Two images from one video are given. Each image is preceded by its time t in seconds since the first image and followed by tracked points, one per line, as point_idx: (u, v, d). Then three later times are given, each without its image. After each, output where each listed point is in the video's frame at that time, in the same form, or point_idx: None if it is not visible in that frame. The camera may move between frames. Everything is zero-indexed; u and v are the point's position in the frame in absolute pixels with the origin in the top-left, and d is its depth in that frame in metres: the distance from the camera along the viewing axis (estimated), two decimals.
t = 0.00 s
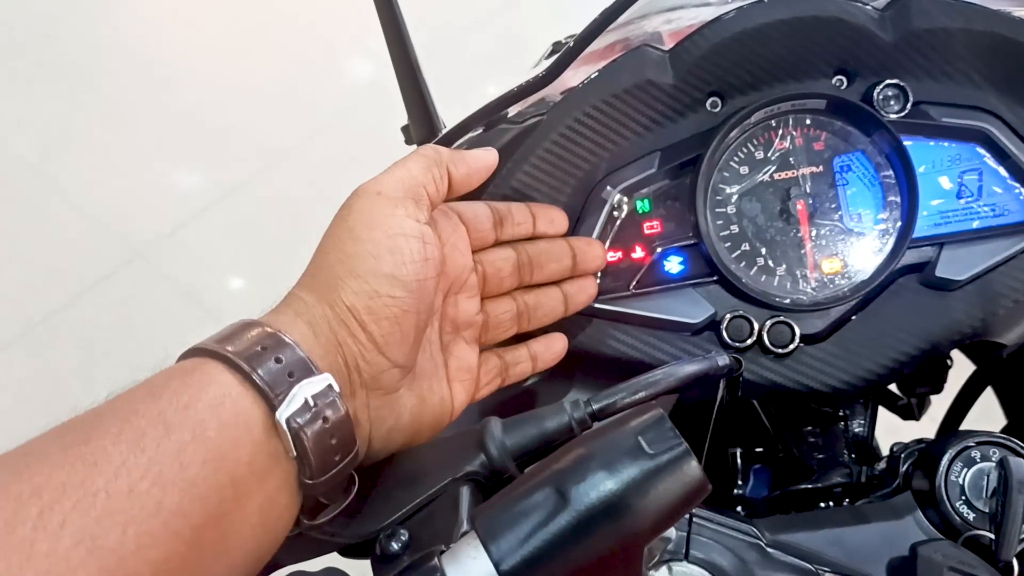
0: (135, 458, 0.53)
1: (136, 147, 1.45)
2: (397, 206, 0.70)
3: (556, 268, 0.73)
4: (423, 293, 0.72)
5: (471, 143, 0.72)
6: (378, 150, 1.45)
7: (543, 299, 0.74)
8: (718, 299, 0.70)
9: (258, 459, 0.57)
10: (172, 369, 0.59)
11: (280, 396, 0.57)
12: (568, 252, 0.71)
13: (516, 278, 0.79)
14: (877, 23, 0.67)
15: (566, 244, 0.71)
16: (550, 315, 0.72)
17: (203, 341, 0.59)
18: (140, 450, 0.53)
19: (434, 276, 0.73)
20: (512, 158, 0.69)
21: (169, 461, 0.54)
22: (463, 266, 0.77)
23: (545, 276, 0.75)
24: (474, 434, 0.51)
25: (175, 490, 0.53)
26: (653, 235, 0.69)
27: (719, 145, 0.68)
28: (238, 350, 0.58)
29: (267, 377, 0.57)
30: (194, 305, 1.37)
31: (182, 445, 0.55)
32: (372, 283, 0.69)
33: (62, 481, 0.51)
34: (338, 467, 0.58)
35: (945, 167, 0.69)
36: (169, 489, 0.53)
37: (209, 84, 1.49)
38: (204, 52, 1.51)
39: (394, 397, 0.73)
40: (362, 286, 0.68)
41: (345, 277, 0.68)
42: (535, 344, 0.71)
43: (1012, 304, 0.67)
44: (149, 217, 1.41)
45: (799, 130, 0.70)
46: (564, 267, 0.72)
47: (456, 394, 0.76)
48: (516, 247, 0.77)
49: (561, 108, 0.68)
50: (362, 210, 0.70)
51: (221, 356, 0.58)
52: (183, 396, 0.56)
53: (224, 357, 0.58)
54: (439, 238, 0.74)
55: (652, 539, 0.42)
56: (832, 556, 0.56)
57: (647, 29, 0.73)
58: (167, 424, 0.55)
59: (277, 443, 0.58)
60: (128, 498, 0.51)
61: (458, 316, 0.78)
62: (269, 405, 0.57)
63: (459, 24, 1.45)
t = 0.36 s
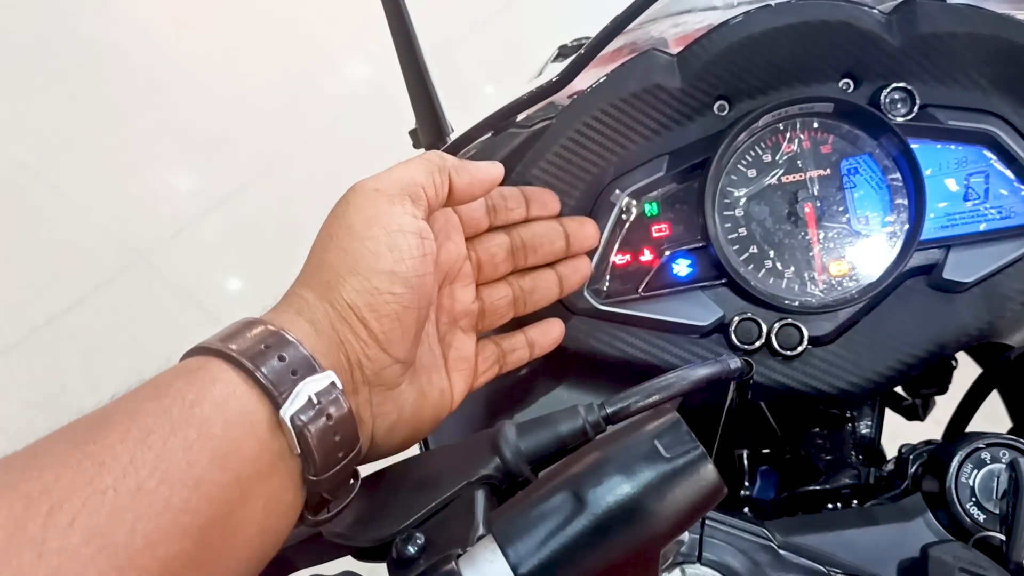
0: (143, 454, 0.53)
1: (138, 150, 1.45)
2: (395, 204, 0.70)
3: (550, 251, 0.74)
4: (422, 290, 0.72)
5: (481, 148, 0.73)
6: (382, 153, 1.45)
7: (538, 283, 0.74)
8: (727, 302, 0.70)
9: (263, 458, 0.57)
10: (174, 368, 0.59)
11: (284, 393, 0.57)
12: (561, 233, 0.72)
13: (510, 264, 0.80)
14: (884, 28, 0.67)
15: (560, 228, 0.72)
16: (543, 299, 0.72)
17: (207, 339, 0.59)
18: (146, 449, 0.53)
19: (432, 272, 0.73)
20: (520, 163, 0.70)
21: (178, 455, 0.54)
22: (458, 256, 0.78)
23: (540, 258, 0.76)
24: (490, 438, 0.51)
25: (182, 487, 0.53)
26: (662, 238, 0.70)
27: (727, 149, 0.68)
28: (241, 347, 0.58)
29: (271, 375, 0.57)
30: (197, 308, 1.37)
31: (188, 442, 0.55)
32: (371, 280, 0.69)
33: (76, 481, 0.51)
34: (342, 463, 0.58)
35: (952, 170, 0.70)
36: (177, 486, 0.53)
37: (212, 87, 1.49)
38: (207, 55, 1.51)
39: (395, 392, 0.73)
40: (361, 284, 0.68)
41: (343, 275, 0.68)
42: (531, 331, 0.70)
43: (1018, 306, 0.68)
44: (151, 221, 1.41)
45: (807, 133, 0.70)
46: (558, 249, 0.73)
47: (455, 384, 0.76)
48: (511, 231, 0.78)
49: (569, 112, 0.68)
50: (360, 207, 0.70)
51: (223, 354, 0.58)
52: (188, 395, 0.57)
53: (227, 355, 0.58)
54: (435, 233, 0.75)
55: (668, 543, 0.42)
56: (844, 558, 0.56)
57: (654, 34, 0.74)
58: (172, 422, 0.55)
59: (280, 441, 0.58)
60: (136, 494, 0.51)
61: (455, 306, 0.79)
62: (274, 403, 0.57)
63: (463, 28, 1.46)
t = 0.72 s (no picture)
0: (128, 465, 0.53)
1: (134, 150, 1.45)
2: (385, 215, 0.69)
3: (540, 266, 0.74)
4: (411, 301, 0.72)
5: (475, 148, 0.72)
6: (378, 152, 1.44)
7: (528, 297, 0.74)
8: (724, 302, 0.70)
9: (250, 467, 0.57)
10: (162, 376, 0.59)
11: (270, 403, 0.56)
12: (553, 249, 0.73)
13: (500, 278, 0.79)
14: (882, 25, 0.67)
15: (551, 243, 0.72)
16: (531, 312, 0.72)
17: (194, 348, 0.59)
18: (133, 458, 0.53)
19: (421, 284, 0.73)
20: (515, 163, 0.69)
21: (160, 470, 0.53)
22: (450, 269, 0.78)
23: (530, 274, 0.76)
24: (485, 441, 0.51)
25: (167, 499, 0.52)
26: (659, 237, 0.69)
27: (724, 148, 0.68)
28: (227, 357, 0.58)
29: (258, 385, 0.57)
30: (194, 308, 1.36)
31: (173, 453, 0.54)
32: (361, 290, 0.68)
33: (66, 487, 0.50)
34: (329, 473, 0.58)
35: (950, 169, 0.69)
36: (162, 497, 0.52)
37: (208, 87, 1.49)
38: (202, 54, 1.51)
39: (384, 403, 0.73)
40: (351, 294, 0.68)
41: (334, 286, 0.68)
42: (522, 349, 0.70)
43: (1017, 304, 0.68)
44: (147, 221, 1.41)
45: (804, 132, 0.70)
46: (549, 264, 0.74)
47: (443, 396, 0.76)
48: (501, 246, 0.78)
49: (566, 111, 0.67)
50: (351, 217, 0.69)
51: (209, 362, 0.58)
52: (175, 405, 0.56)
53: (214, 364, 0.58)
54: (427, 243, 0.75)
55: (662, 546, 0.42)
56: (841, 558, 0.56)
57: (651, 32, 0.74)
58: (158, 431, 0.55)
59: (267, 449, 0.58)
60: (120, 506, 0.51)
61: (445, 318, 0.78)
62: (261, 412, 0.56)
63: (459, 25, 1.45)
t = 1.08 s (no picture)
0: (121, 469, 0.53)
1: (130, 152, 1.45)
2: (382, 218, 0.69)
3: (533, 267, 0.75)
4: (407, 304, 0.72)
5: (465, 148, 0.72)
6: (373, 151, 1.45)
7: (520, 299, 0.73)
8: (714, 300, 0.70)
9: (244, 471, 0.57)
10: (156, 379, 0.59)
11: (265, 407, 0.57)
12: (545, 250, 0.72)
13: (492, 279, 0.80)
14: (870, 24, 0.67)
15: (542, 245, 0.72)
16: (523, 314, 0.72)
17: (188, 351, 0.59)
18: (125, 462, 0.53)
19: (418, 286, 0.73)
20: (506, 163, 0.70)
21: (152, 471, 0.53)
22: (443, 270, 0.78)
23: (523, 274, 0.76)
24: (473, 439, 0.51)
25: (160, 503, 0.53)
26: (649, 236, 0.70)
27: (713, 147, 0.69)
28: (220, 358, 0.58)
29: (253, 387, 0.57)
30: (191, 309, 1.36)
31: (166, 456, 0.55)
32: (359, 293, 0.68)
33: (58, 488, 0.51)
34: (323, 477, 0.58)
35: (939, 166, 0.70)
36: (154, 503, 0.52)
37: (203, 89, 1.49)
38: (197, 55, 1.51)
39: (379, 406, 0.73)
40: (348, 297, 0.68)
41: (332, 288, 0.68)
42: (515, 353, 0.70)
43: (1006, 301, 0.68)
44: (144, 222, 1.41)
45: (793, 131, 0.70)
46: (541, 266, 0.74)
47: (436, 398, 0.77)
48: (494, 246, 0.79)
49: (556, 111, 0.68)
50: (350, 220, 0.69)
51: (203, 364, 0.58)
52: (169, 408, 0.56)
53: (207, 368, 0.58)
54: (422, 245, 0.75)
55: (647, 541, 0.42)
56: (832, 555, 0.56)
57: (641, 31, 0.74)
58: (152, 434, 0.55)
59: (262, 453, 0.58)
60: (112, 510, 0.51)
61: (439, 320, 0.79)
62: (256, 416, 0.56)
63: (453, 23, 1.46)
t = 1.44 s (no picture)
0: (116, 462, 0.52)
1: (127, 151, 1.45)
2: (418, 235, 0.67)
3: (536, 292, 0.72)
4: (431, 322, 0.70)
5: (458, 141, 0.71)
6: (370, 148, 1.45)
7: (518, 321, 0.73)
8: (703, 294, 0.70)
9: (254, 472, 0.55)
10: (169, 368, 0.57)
11: (282, 408, 0.55)
12: (550, 279, 0.70)
13: (496, 296, 0.79)
14: (858, 18, 0.68)
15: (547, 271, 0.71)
16: (518, 337, 0.73)
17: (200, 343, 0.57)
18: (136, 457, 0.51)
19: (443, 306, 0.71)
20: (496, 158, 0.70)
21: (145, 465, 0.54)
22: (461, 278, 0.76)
23: (524, 297, 0.75)
24: (461, 431, 0.51)
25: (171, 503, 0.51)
26: (639, 230, 0.70)
27: (702, 141, 0.69)
28: (239, 352, 0.56)
29: (264, 380, 0.55)
30: (189, 308, 1.37)
31: (178, 454, 0.53)
32: (385, 305, 0.66)
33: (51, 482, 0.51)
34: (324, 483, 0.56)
35: (927, 160, 0.70)
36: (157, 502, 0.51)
37: (199, 87, 1.49)
38: (193, 54, 1.51)
39: (383, 414, 0.72)
40: (374, 306, 0.66)
41: (360, 295, 0.65)
42: (502, 374, 0.72)
43: (993, 293, 0.68)
44: (140, 221, 1.41)
45: (781, 125, 0.70)
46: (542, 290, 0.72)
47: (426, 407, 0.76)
48: (503, 264, 0.78)
49: (545, 106, 0.68)
50: (391, 227, 0.66)
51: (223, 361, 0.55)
52: (184, 404, 0.54)
53: (223, 361, 0.56)
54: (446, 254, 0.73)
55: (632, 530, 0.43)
56: (819, 546, 0.56)
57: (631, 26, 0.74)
58: (164, 430, 0.53)
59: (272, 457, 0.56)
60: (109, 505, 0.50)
61: (441, 332, 0.78)
62: (268, 416, 0.55)
63: (449, 20, 1.45)
